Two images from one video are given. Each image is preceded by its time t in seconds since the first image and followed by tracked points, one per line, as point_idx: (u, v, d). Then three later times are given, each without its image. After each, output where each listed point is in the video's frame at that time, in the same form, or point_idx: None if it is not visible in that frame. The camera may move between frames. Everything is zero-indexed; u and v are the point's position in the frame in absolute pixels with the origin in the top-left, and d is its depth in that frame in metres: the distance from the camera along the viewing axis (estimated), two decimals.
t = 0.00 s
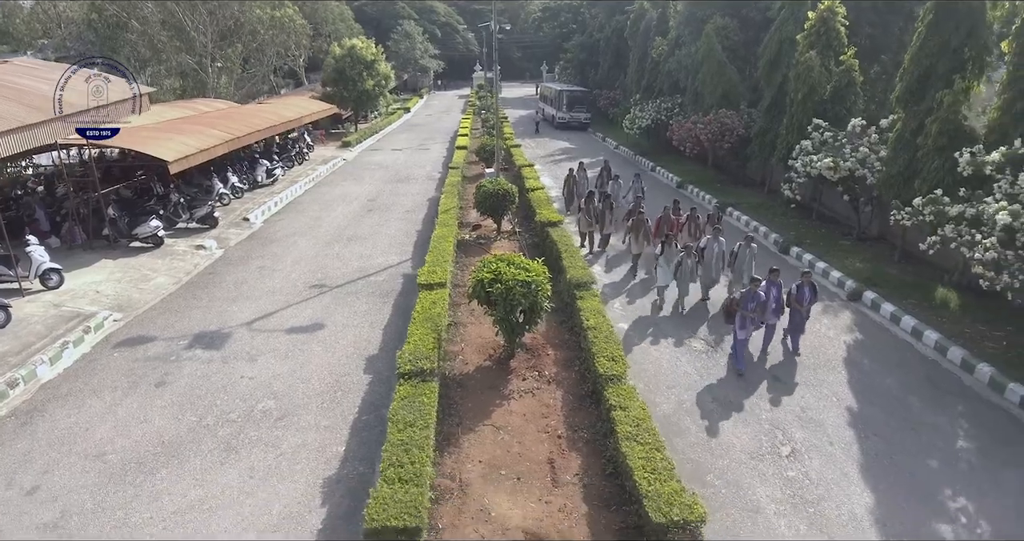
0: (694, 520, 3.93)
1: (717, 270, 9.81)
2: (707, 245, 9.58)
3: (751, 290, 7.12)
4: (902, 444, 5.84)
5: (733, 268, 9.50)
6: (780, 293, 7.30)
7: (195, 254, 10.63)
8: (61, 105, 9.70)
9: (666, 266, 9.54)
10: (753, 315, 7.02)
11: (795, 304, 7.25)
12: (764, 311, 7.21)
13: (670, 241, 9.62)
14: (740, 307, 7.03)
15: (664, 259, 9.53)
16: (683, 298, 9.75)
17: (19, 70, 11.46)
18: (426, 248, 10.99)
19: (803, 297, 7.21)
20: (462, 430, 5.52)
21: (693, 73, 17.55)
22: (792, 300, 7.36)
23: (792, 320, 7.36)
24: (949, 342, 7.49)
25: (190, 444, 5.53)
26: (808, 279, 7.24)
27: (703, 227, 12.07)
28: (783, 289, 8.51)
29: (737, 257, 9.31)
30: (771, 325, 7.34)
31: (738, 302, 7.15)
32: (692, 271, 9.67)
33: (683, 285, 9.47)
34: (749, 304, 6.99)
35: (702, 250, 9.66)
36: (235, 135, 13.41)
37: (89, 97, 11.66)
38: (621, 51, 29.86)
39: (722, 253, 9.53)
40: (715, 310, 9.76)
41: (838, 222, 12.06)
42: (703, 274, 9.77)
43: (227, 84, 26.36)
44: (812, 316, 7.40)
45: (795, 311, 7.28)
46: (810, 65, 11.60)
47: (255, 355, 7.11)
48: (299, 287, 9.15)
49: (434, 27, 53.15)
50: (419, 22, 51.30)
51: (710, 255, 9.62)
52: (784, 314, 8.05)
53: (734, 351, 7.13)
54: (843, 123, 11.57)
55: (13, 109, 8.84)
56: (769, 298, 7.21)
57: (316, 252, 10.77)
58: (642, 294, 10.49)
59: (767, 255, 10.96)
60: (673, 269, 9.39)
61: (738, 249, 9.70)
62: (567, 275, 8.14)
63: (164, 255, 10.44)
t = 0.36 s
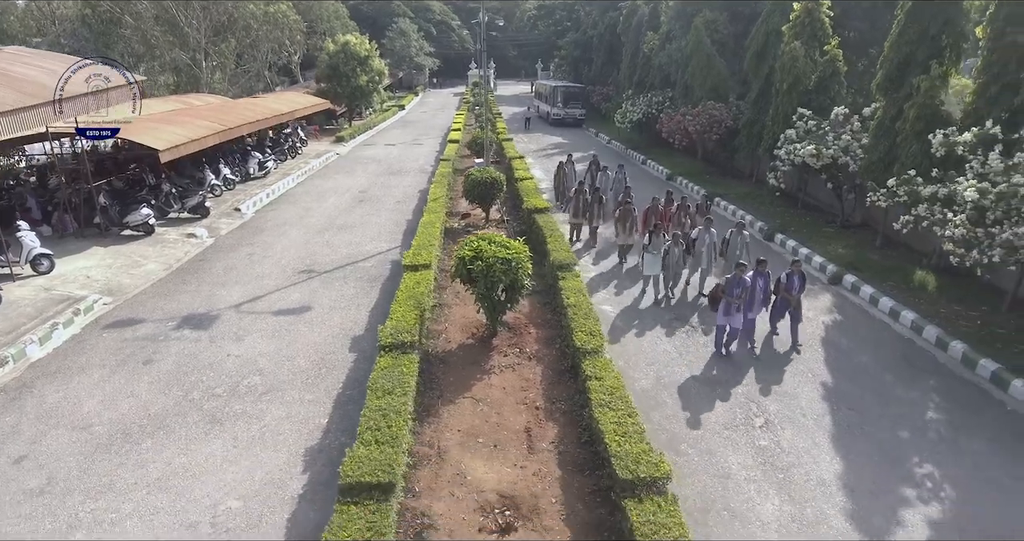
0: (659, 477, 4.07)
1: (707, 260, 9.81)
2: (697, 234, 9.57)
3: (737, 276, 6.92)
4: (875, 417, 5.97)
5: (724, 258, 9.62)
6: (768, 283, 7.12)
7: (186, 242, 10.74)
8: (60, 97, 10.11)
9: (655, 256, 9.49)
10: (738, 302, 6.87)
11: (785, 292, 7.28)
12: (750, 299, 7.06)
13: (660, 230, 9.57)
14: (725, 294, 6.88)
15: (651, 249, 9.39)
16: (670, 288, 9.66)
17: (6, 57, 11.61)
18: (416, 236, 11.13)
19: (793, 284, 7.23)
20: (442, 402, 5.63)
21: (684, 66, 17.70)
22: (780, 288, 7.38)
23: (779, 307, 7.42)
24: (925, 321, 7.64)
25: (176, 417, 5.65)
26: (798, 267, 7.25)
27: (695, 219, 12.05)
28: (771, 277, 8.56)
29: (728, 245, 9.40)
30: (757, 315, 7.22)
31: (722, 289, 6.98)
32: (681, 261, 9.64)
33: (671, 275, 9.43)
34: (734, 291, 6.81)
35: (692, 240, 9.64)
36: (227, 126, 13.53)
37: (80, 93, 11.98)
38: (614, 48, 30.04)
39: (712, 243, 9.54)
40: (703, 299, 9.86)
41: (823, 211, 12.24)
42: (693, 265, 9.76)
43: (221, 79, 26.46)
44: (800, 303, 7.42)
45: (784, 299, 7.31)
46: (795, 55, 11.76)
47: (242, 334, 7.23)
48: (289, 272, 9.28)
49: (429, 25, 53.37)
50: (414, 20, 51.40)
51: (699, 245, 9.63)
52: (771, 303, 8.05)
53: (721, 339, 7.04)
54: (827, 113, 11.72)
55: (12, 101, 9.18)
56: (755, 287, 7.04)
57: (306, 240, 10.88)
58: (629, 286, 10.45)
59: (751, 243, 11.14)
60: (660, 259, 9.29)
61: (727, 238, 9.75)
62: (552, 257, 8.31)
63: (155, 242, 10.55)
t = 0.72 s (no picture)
0: (628, 441, 4.22)
1: (699, 250, 9.61)
2: (688, 225, 9.34)
3: (726, 266, 6.82)
4: (849, 392, 6.10)
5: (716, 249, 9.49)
6: (754, 271, 7.08)
7: (178, 231, 10.85)
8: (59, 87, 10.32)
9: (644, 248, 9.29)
10: (727, 294, 6.74)
11: (778, 281, 7.09)
12: (738, 288, 6.94)
13: (649, 220, 9.35)
14: (714, 285, 6.74)
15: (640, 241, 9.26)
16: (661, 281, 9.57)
17: None
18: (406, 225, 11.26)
19: (786, 274, 7.05)
20: (425, 378, 5.75)
21: (675, 61, 17.86)
22: (772, 278, 7.15)
23: (772, 298, 7.21)
24: (903, 304, 7.77)
25: (164, 392, 5.76)
26: (791, 257, 7.05)
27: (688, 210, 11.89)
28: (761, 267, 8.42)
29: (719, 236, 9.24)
30: (746, 305, 7.12)
31: (712, 280, 6.86)
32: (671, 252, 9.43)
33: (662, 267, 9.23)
34: (723, 282, 6.68)
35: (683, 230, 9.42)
36: (221, 119, 13.66)
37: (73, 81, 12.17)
38: (608, 45, 30.22)
39: (704, 233, 9.33)
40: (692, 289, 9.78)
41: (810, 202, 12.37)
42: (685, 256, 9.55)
43: (216, 76, 26.62)
44: (793, 294, 7.24)
45: (777, 290, 7.13)
46: (781, 47, 11.90)
47: (232, 317, 7.35)
48: (279, 259, 9.39)
49: (426, 23, 53.56)
50: (411, 18, 51.51)
51: (691, 235, 9.43)
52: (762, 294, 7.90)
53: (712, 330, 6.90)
54: (813, 104, 11.86)
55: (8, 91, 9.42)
56: (742, 276, 6.97)
57: (298, 229, 11.00)
58: (620, 278, 10.31)
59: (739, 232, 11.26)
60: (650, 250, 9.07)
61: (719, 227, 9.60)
62: (537, 242, 8.45)
63: (148, 232, 10.66)
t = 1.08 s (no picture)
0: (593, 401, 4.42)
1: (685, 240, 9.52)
2: (674, 214, 9.24)
3: (710, 252, 6.81)
4: (819, 365, 6.26)
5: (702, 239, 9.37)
6: (739, 258, 6.93)
7: (169, 219, 10.97)
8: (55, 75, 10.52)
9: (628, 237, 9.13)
10: (712, 280, 6.68)
11: (763, 273, 6.90)
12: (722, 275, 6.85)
13: (634, 210, 9.20)
14: (698, 271, 6.70)
15: (625, 230, 9.16)
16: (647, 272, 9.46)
17: None
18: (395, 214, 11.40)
19: (771, 264, 6.87)
20: (404, 350, 5.90)
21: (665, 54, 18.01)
22: (758, 267, 6.99)
23: (757, 288, 7.04)
24: (879, 284, 7.92)
25: (149, 365, 5.90)
26: (777, 245, 6.90)
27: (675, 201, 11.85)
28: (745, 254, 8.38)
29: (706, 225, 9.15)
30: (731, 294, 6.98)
31: (696, 266, 6.83)
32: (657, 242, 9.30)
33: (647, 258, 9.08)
34: (707, 267, 6.66)
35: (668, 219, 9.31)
36: (213, 110, 13.82)
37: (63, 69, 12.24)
38: (602, 41, 30.40)
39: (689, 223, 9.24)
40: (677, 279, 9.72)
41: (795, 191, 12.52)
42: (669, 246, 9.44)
43: (212, 71, 26.75)
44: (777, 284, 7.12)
45: (762, 281, 6.95)
46: (766, 37, 12.06)
47: (218, 297, 7.49)
48: (268, 244, 9.52)
49: (422, 22, 53.69)
50: (407, 16, 51.62)
51: (676, 225, 9.32)
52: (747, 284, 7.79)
53: (694, 316, 6.80)
54: (797, 94, 12.02)
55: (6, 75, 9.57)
56: (728, 264, 6.86)
57: (288, 217, 11.13)
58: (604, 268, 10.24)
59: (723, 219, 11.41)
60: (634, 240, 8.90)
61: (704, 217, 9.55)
62: (520, 226, 8.61)
63: (139, 219, 10.78)
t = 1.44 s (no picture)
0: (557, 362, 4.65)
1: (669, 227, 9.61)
2: (658, 201, 9.31)
3: (692, 238, 6.78)
4: (789, 339, 6.42)
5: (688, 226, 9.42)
6: (722, 243, 6.91)
7: (160, 206, 11.12)
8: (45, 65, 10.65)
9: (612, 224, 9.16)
10: (694, 266, 6.68)
11: (748, 256, 6.94)
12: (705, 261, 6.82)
13: (618, 196, 9.24)
14: (679, 257, 6.69)
15: (609, 217, 9.16)
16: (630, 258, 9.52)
17: None
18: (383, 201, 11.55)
19: (756, 248, 6.88)
20: (382, 323, 6.05)
21: (654, 47, 18.17)
22: (742, 252, 7.01)
23: (741, 273, 7.07)
24: (853, 265, 8.08)
25: (134, 338, 6.06)
26: (761, 230, 6.89)
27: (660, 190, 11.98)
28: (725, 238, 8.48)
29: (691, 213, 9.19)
30: (713, 279, 6.98)
31: (677, 251, 6.81)
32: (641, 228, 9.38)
33: (631, 244, 9.14)
34: (689, 253, 6.64)
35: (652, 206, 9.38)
36: (205, 101, 13.98)
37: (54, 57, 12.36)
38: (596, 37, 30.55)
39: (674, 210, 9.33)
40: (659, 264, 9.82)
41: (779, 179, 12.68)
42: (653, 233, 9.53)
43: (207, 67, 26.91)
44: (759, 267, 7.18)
45: (747, 264, 6.98)
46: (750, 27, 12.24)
47: (204, 277, 7.64)
48: (255, 229, 9.67)
49: (418, 20, 53.83)
50: (404, 14, 51.74)
51: (660, 212, 9.40)
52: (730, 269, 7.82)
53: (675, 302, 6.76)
54: (780, 83, 12.19)
55: None
56: (712, 250, 6.84)
57: (276, 205, 11.27)
58: (588, 255, 10.31)
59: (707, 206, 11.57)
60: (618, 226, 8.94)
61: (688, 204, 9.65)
62: (502, 209, 8.77)
63: (130, 206, 10.93)
